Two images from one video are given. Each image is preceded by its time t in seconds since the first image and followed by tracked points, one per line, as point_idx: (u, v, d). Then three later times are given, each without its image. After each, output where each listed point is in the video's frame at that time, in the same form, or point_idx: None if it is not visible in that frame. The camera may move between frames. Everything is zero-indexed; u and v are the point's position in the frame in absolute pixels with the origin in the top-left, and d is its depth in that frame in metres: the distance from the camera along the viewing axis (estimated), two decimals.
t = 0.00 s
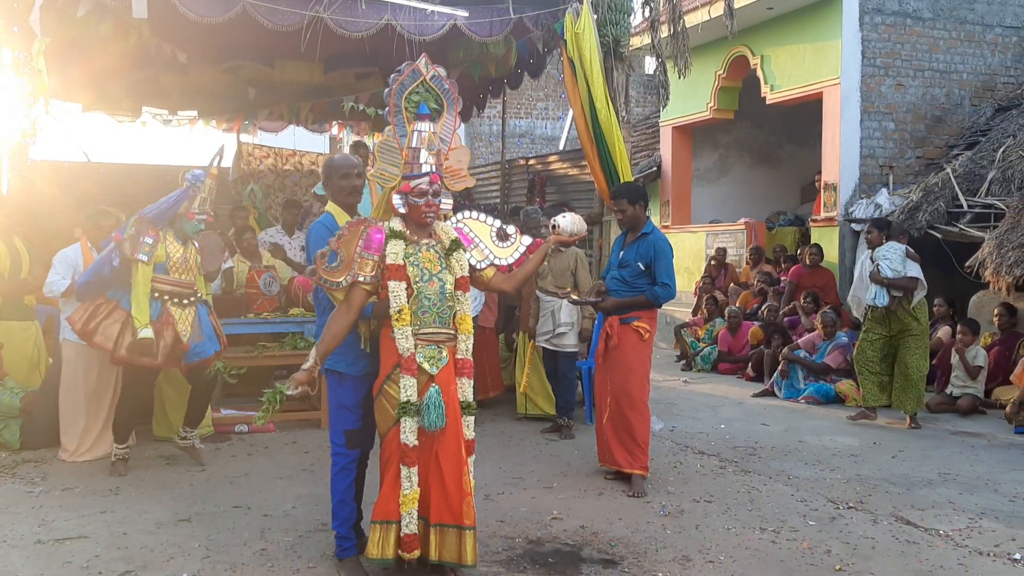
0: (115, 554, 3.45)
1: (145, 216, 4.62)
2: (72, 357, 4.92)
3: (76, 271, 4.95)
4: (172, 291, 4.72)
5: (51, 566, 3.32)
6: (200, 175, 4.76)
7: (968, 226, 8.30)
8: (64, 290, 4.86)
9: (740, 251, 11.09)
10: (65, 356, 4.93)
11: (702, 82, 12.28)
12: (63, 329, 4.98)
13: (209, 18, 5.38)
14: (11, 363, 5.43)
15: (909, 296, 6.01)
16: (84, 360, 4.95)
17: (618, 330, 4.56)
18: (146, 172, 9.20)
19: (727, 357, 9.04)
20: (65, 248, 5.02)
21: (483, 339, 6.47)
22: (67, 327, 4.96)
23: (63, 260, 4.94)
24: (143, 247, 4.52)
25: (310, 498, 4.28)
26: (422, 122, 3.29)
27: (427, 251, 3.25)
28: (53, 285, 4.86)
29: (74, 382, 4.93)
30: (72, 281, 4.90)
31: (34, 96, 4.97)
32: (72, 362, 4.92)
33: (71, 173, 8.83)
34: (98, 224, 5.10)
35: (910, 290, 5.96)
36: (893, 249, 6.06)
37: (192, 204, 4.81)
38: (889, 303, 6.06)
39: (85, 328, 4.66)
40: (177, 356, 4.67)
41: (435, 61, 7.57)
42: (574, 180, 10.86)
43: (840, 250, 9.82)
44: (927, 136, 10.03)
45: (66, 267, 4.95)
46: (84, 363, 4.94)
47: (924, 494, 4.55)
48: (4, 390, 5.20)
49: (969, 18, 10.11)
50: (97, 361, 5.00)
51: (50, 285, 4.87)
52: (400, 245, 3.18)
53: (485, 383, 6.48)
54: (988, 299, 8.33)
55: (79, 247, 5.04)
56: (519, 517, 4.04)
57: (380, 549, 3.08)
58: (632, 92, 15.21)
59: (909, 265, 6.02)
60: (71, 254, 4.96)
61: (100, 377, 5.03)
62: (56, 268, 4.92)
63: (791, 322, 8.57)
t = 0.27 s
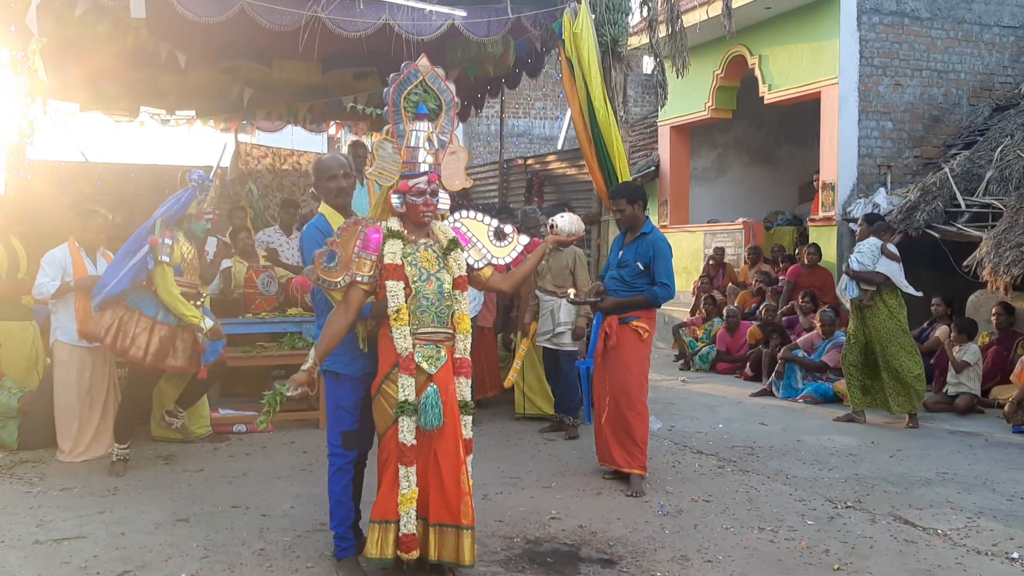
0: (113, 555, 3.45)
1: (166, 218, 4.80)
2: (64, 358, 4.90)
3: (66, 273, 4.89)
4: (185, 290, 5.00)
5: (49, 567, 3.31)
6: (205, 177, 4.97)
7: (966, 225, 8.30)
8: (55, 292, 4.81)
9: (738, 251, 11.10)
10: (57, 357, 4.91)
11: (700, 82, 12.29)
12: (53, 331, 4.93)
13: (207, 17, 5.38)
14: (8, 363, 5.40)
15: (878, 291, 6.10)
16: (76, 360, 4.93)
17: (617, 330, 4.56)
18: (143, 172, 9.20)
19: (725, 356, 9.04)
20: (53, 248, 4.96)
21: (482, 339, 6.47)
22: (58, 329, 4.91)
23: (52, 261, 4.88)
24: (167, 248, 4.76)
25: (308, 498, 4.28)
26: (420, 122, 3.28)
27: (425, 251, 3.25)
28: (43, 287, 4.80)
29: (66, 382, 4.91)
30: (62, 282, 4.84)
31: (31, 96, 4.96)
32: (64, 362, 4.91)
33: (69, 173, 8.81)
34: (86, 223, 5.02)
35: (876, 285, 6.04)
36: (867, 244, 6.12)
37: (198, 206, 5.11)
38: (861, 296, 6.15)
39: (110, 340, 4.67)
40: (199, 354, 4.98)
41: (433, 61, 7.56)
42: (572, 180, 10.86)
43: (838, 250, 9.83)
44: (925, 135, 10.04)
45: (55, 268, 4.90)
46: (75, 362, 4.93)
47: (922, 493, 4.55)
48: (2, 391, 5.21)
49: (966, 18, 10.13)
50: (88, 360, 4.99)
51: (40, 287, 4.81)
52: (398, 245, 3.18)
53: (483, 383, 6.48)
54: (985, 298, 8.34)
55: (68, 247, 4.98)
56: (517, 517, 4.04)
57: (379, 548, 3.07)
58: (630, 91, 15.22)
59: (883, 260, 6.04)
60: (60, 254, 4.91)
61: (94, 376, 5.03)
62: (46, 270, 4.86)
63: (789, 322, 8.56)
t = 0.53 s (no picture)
0: (113, 555, 3.45)
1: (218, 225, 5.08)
2: (61, 359, 4.89)
3: (61, 274, 4.90)
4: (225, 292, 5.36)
5: (49, 567, 3.31)
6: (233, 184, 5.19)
7: (965, 225, 8.31)
8: (51, 293, 4.80)
9: (738, 250, 11.10)
10: (54, 358, 4.90)
11: (700, 81, 12.29)
12: (48, 333, 4.90)
13: (207, 17, 5.38)
14: (8, 363, 5.38)
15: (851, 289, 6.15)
16: (73, 362, 4.91)
17: (618, 330, 4.56)
18: (143, 172, 9.19)
19: (725, 356, 9.05)
20: (45, 250, 4.96)
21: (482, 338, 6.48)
22: (54, 330, 4.89)
23: (46, 263, 4.88)
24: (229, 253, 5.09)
25: (308, 498, 4.28)
26: (417, 121, 3.29)
27: (426, 250, 3.25)
28: (39, 288, 4.79)
29: (65, 383, 4.90)
30: (57, 283, 4.84)
31: (31, 96, 4.96)
32: (62, 364, 4.89)
33: (68, 173, 8.81)
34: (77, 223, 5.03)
35: (847, 283, 6.09)
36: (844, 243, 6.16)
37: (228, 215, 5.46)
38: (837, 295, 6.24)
39: (181, 346, 4.89)
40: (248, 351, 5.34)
41: (432, 61, 7.57)
42: (571, 179, 10.85)
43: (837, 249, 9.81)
44: (924, 135, 10.04)
45: (49, 270, 4.90)
46: (73, 364, 4.91)
47: (922, 492, 4.56)
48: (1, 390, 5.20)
49: (966, 17, 10.12)
50: (87, 361, 4.98)
51: (36, 289, 4.79)
52: (398, 244, 3.17)
53: (483, 382, 6.49)
54: (985, 298, 8.33)
55: (60, 249, 4.99)
56: (517, 517, 4.04)
57: (381, 548, 3.07)
58: (630, 91, 15.22)
59: (856, 260, 6.05)
60: (53, 255, 4.91)
61: (92, 377, 5.01)
62: (39, 272, 4.85)
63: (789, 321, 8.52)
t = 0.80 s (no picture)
0: (111, 555, 3.44)
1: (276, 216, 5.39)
2: (60, 359, 4.90)
3: (58, 274, 4.93)
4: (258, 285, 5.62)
5: (47, 567, 3.30)
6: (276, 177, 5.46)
7: (965, 223, 8.31)
8: (49, 293, 4.82)
9: (737, 250, 11.10)
10: (53, 359, 4.90)
11: (699, 80, 12.28)
12: (45, 333, 4.91)
13: (206, 17, 5.37)
14: (5, 364, 5.33)
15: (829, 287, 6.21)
16: (72, 362, 4.93)
17: (618, 329, 4.56)
18: (141, 172, 9.19)
19: (724, 355, 9.04)
20: (42, 249, 4.98)
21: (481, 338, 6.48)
22: (51, 330, 4.90)
23: (44, 263, 4.90)
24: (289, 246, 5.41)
25: (307, 497, 4.28)
26: (414, 120, 3.28)
27: (424, 249, 3.24)
28: (36, 288, 4.81)
29: (65, 383, 4.90)
30: (56, 283, 4.87)
31: (29, 95, 4.96)
32: (61, 364, 4.90)
33: (67, 172, 8.81)
34: (74, 223, 5.09)
35: (823, 282, 6.17)
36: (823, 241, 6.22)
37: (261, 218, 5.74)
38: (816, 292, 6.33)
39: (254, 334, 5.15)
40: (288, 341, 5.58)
41: (431, 60, 7.56)
42: (570, 178, 10.85)
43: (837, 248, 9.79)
44: (924, 134, 10.04)
45: (47, 270, 4.93)
46: (72, 364, 4.92)
47: (921, 491, 4.56)
48: None
49: (965, 16, 10.12)
50: (85, 362, 5.00)
51: (34, 289, 4.81)
52: (397, 243, 3.17)
53: (482, 382, 6.48)
54: (985, 296, 8.33)
55: (57, 249, 5.02)
56: (516, 516, 4.03)
57: (382, 547, 3.07)
58: (629, 90, 15.22)
59: (831, 258, 6.09)
60: (51, 256, 4.94)
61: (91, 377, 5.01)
62: (37, 272, 4.87)
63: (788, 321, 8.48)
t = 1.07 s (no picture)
0: (110, 555, 3.44)
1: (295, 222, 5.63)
2: (62, 359, 4.90)
3: (63, 274, 4.94)
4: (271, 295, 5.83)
5: (47, 567, 3.31)
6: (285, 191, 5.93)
7: (963, 223, 8.32)
8: (53, 293, 4.83)
9: (737, 249, 11.10)
10: (55, 358, 4.90)
11: (697, 80, 12.29)
12: (49, 333, 4.91)
13: (204, 17, 5.38)
14: (3, 364, 5.32)
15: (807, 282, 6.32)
16: (76, 362, 4.93)
17: (618, 329, 4.56)
18: (140, 172, 9.18)
19: (724, 355, 9.05)
20: (47, 250, 4.99)
21: (480, 338, 6.48)
22: (54, 330, 4.90)
23: (48, 263, 4.92)
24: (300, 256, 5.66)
25: (307, 497, 4.28)
26: (415, 121, 3.30)
27: (424, 249, 3.24)
28: (41, 288, 4.82)
29: (67, 383, 4.91)
30: (60, 283, 4.88)
31: (28, 96, 4.96)
32: (65, 364, 4.90)
33: (66, 172, 8.80)
34: (79, 223, 5.09)
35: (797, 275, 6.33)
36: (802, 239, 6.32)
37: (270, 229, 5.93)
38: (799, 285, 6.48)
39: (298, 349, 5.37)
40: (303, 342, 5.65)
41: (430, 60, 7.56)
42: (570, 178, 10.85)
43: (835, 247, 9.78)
44: (922, 133, 10.04)
45: (52, 270, 4.94)
46: (74, 363, 4.92)
47: (920, 491, 4.56)
48: None
49: (964, 15, 10.12)
50: (88, 362, 4.99)
51: (38, 289, 4.83)
52: (397, 242, 3.17)
53: (481, 382, 6.48)
54: (983, 296, 8.34)
55: (62, 249, 5.03)
56: (515, 516, 4.03)
57: (380, 547, 3.07)
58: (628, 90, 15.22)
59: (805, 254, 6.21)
60: (56, 256, 4.95)
61: (92, 378, 5.01)
62: (42, 272, 4.89)
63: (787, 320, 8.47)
